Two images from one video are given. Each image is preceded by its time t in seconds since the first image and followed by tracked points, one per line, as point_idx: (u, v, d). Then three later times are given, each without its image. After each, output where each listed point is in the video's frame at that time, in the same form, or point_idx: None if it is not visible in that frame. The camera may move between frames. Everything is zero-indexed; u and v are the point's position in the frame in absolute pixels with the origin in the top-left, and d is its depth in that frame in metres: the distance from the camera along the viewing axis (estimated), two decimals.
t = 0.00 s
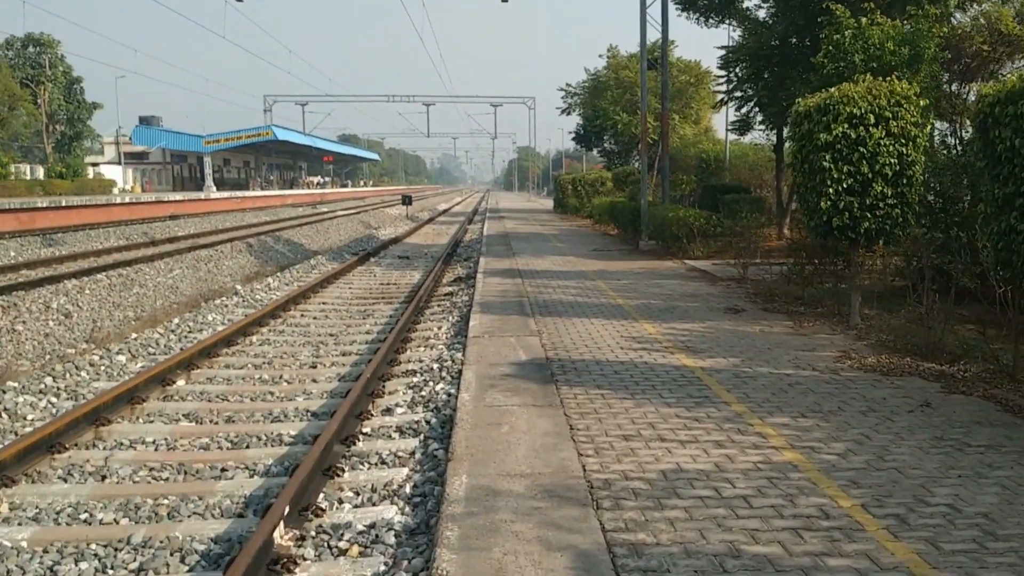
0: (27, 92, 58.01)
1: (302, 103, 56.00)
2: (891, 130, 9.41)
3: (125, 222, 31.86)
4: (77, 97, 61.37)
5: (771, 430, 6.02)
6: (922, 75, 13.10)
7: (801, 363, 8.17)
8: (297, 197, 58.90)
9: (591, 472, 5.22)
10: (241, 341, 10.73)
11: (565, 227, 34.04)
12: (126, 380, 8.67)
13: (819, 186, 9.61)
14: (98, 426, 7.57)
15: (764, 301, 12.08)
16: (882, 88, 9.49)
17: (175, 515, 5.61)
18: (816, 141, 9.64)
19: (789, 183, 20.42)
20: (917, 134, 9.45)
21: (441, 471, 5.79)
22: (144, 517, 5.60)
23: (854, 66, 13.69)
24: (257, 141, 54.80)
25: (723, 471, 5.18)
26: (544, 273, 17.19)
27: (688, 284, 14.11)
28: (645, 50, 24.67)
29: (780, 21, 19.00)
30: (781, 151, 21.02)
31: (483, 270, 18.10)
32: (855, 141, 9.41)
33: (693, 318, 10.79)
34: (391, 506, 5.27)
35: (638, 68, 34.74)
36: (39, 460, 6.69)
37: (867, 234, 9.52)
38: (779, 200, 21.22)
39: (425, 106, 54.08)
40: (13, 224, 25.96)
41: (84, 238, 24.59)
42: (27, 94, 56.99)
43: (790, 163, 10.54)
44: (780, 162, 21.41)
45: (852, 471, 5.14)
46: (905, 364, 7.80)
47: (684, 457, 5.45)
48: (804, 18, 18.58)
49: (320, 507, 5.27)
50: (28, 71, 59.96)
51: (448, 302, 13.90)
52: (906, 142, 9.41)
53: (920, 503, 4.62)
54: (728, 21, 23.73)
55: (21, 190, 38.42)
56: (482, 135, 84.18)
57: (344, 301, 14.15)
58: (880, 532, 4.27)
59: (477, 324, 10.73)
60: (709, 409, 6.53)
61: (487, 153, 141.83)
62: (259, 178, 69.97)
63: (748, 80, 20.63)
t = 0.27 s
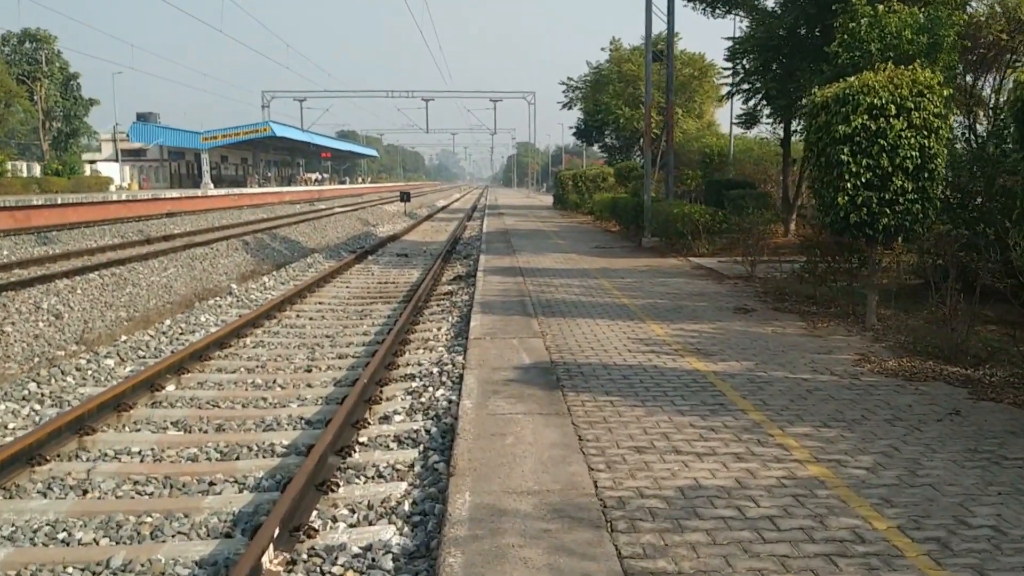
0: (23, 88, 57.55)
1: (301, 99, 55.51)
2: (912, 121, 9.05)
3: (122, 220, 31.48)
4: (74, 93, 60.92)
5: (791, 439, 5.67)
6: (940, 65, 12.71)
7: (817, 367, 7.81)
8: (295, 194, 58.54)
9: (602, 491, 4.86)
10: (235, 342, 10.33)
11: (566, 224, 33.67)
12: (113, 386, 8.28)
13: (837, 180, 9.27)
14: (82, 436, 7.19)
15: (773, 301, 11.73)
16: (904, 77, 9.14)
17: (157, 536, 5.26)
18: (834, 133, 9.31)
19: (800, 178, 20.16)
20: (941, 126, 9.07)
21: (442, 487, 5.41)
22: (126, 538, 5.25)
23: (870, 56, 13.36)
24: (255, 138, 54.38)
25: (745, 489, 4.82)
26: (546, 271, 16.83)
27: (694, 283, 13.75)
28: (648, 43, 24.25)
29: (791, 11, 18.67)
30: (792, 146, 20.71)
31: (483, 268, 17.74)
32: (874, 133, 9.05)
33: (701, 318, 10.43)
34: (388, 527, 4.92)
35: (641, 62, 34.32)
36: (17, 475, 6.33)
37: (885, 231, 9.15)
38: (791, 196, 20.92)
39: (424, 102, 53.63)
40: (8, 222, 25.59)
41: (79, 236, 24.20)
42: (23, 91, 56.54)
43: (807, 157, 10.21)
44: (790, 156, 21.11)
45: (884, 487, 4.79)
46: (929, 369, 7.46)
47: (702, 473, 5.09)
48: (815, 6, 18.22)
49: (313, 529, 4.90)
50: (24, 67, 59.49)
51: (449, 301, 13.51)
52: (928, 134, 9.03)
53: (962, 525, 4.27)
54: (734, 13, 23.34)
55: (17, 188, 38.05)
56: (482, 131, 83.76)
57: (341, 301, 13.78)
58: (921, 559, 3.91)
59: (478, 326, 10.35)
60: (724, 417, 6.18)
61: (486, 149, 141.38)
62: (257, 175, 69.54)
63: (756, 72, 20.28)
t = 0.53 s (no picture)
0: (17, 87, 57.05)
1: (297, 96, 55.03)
2: (933, 116, 8.94)
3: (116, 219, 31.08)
4: (68, 92, 60.38)
5: (813, 455, 5.31)
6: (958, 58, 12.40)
7: (833, 375, 7.43)
8: (292, 192, 58.11)
9: (612, 515, 4.49)
10: (224, 349, 9.90)
11: (565, 221, 33.28)
12: (95, 397, 7.89)
13: (854, 176, 9.13)
14: (61, 452, 6.78)
15: (782, 303, 11.35)
16: (924, 69, 9.01)
17: (133, 564, 4.88)
18: (851, 128, 9.15)
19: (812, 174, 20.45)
20: (962, 120, 8.97)
21: (439, 509, 5.03)
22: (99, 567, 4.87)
23: (886, 47, 13.03)
24: (251, 136, 53.94)
25: (767, 512, 4.45)
26: (546, 271, 16.43)
27: (699, 283, 13.37)
28: (651, 37, 23.83)
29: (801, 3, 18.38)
30: (807, 143, 20.97)
31: (482, 268, 17.35)
32: (893, 128, 8.93)
33: (709, 321, 10.04)
34: (380, 556, 4.54)
35: (642, 57, 33.92)
36: None
37: (904, 229, 9.05)
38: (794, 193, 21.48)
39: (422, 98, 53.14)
40: None
41: (71, 236, 23.75)
42: (17, 90, 56.05)
43: (821, 151, 10.05)
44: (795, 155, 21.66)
45: (919, 511, 4.42)
46: (953, 376, 7.12)
47: (719, 494, 4.72)
48: None
49: (300, 558, 4.52)
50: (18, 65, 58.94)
51: (448, 303, 13.11)
52: (949, 129, 8.93)
53: (1008, 555, 3.90)
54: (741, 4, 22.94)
55: (11, 187, 37.64)
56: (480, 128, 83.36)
57: (335, 303, 13.38)
58: None
59: (477, 331, 9.95)
60: (739, 431, 5.81)
61: (484, 146, 140.88)
62: (254, 173, 69.09)
63: (764, 65, 20.01)
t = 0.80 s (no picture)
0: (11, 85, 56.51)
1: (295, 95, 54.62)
2: (953, 108, 8.54)
3: (110, 219, 30.62)
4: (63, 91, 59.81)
5: (840, 480, 4.96)
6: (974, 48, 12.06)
7: (853, 386, 7.04)
8: (289, 191, 57.72)
9: (623, 546, 4.07)
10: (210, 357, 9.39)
11: (566, 220, 32.92)
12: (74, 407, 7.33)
13: (872, 171, 8.74)
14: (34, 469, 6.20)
15: (791, 307, 10.95)
16: (944, 59, 8.62)
17: None
18: (868, 122, 8.77)
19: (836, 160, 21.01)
20: (983, 113, 8.60)
21: (434, 536, 4.60)
22: None
23: (898, 39, 12.80)
24: (249, 135, 53.55)
25: (794, 542, 4.06)
26: (548, 272, 16.05)
27: (706, 286, 12.99)
28: (654, 31, 23.42)
29: None
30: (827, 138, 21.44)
31: (482, 269, 16.97)
32: (912, 120, 8.54)
33: (719, 327, 9.65)
34: None
35: (643, 52, 33.53)
36: None
37: (924, 227, 8.64)
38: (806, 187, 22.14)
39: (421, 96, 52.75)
40: None
41: (63, 237, 23.34)
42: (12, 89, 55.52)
43: (834, 147, 9.67)
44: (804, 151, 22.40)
45: (960, 541, 4.05)
46: (979, 387, 6.87)
47: (740, 521, 4.32)
48: None
49: None
50: (13, 65, 58.42)
51: (446, 306, 12.69)
52: (970, 122, 8.55)
53: None
54: None
55: (5, 188, 37.17)
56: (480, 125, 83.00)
57: (329, 306, 12.97)
58: None
59: (477, 335, 9.54)
60: (758, 449, 5.44)
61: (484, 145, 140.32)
62: (251, 173, 68.65)
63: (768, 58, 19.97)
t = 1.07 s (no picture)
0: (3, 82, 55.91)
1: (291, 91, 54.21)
2: (972, 100, 8.21)
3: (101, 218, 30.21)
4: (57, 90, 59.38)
5: (865, 500, 4.68)
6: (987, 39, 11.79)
7: (871, 395, 6.72)
8: (285, 190, 57.38)
9: None
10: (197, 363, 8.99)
11: (564, 217, 32.64)
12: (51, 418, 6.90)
13: (889, 167, 8.40)
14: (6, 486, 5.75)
15: (799, 308, 10.63)
16: (962, 49, 8.27)
17: None
18: (884, 115, 8.42)
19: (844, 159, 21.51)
20: (1004, 104, 8.25)
21: (428, 565, 4.20)
22: None
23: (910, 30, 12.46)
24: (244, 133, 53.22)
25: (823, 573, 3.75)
26: (546, 272, 15.73)
27: (709, 287, 12.67)
28: (655, 24, 23.09)
29: None
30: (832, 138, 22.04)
31: (479, 268, 16.65)
32: (930, 114, 8.20)
33: (725, 331, 9.32)
34: None
35: (642, 47, 33.25)
36: None
37: (942, 225, 8.33)
38: (809, 183, 22.90)
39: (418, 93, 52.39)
40: None
41: (53, 237, 22.97)
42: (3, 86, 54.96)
43: (848, 141, 9.32)
44: (806, 147, 22.87)
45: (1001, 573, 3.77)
46: (1002, 394, 6.64)
47: (762, 548, 3.99)
48: None
49: None
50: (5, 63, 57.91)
51: (442, 308, 12.33)
52: (991, 115, 8.21)
53: None
54: None
55: None
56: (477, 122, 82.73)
57: (323, 307, 12.64)
58: None
59: (476, 339, 9.21)
60: (776, 466, 5.14)
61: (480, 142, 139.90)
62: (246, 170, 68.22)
63: (775, 49, 20.17)
